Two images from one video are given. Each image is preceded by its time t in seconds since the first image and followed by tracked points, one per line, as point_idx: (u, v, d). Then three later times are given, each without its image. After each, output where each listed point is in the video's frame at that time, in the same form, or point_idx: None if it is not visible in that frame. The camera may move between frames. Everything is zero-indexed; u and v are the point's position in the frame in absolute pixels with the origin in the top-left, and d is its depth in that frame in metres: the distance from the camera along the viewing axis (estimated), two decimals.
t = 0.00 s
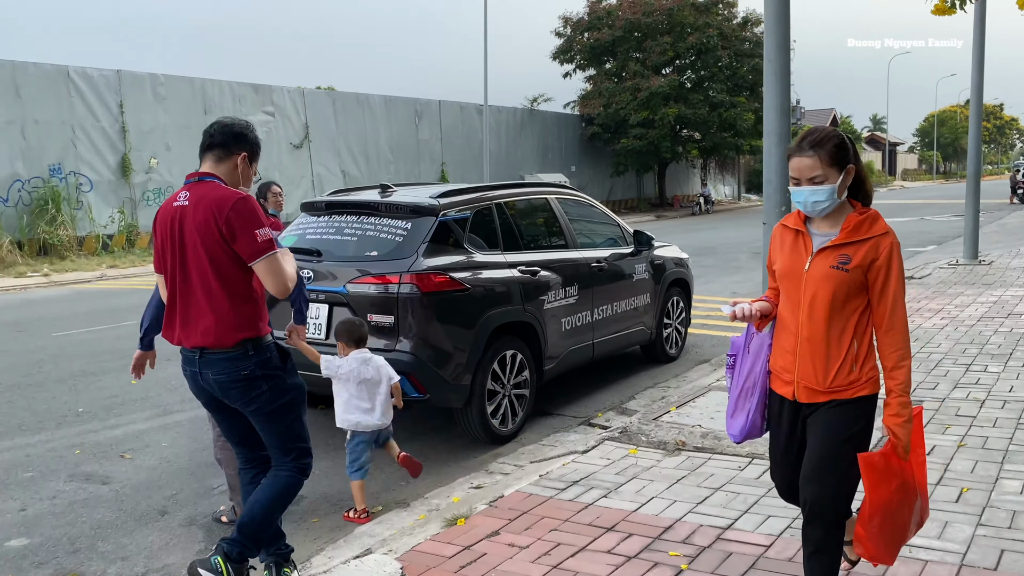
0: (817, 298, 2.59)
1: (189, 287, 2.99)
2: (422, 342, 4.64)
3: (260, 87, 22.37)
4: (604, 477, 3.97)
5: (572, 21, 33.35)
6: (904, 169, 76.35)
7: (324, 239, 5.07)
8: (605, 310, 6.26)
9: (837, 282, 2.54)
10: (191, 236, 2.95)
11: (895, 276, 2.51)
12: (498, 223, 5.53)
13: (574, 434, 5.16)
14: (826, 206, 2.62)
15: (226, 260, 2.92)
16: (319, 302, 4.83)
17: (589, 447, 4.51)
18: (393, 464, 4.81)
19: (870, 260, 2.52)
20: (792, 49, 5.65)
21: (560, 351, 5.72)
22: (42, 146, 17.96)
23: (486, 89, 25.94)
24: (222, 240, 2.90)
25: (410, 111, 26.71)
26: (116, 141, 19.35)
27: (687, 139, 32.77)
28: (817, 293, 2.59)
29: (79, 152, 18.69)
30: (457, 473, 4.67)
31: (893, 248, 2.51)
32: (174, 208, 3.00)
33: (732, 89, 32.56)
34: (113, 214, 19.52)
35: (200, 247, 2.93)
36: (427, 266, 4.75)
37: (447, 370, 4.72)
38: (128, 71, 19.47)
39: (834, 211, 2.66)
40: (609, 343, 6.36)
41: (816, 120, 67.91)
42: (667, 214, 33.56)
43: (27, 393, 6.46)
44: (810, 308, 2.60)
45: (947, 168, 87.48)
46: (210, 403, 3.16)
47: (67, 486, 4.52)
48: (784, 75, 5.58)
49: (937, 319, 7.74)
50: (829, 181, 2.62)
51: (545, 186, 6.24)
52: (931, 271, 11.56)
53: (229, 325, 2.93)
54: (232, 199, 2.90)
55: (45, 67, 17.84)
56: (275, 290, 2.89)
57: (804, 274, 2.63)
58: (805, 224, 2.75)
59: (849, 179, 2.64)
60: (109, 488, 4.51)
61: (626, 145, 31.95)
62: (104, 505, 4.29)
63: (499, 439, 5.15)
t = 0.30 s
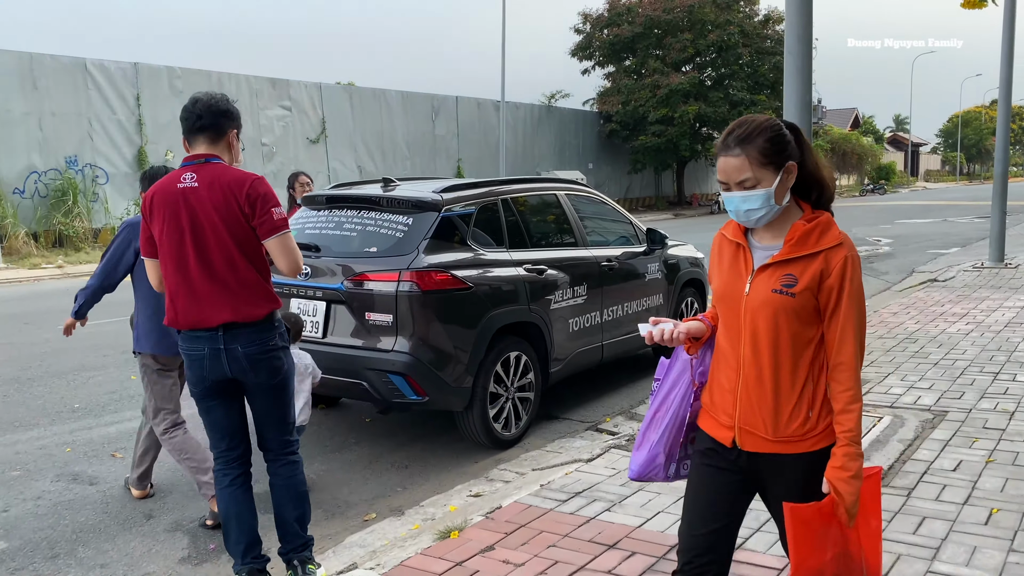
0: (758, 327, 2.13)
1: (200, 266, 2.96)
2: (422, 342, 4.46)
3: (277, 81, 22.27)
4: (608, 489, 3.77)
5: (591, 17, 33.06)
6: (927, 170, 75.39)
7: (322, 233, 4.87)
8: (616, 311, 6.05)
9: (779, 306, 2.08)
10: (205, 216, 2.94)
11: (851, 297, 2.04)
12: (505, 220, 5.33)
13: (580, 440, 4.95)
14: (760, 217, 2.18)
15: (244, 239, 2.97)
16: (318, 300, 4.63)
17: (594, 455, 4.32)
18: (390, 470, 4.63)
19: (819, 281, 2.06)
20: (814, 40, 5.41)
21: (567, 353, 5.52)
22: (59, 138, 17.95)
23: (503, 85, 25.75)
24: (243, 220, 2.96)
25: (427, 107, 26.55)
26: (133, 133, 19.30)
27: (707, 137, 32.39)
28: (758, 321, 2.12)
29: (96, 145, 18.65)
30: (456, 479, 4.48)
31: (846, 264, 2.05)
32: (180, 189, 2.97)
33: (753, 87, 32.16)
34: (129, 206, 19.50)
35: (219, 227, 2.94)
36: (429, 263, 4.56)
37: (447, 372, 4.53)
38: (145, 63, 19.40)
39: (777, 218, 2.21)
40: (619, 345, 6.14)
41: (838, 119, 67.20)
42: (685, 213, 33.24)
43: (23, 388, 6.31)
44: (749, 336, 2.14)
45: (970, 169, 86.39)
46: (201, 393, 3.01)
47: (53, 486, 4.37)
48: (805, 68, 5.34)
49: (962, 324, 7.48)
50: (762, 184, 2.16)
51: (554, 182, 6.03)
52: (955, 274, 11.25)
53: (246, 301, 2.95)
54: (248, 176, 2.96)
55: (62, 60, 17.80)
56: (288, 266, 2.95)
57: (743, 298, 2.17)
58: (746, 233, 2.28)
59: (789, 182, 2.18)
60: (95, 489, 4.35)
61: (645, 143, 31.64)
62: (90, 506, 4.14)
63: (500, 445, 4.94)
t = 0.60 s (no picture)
0: (617, 375, 1.75)
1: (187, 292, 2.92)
2: (419, 352, 4.28)
3: (294, 82, 22.23)
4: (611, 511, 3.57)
5: (613, 18, 32.79)
6: (954, 173, 74.29)
7: (320, 238, 4.71)
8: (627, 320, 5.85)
9: (645, 347, 1.71)
10: (192, 242, 2.92)
11: (731, 342, 1.69)
12: (510, 226, 5.14)
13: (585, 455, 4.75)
14: (626, 235, 1.81)
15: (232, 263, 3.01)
16: (312, 307, 4.48)
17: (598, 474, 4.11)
18: (387, 484, 4.46)
19: (694, 319, 1.70)
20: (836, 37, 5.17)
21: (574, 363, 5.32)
22: (77, 139, 17.99)
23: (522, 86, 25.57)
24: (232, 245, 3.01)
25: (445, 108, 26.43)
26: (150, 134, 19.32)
27: (728, 139, 32.01)
28: (618, 368, 1.75)
29: (113, 146, 18.68)
30: (454, 496, 4.30)
31: (727, 300, 1.69)
32: (159, 215, 2.90)
33: (776, 88, 31.71)
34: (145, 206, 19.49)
35: (212, 253, 2.95)
36: (428, 270, 4.37)
37: (445, 385, 4.35)
38: (163, 64, 19.42)
39: (647, 238, 1.86)
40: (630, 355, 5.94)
41: (862, 122, 66.51)
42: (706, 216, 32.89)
43: (24, 393, 6.22)
44: (609, 386, 1.76)
45: (998, 172, 85.13)
46: (168, 411, 2.93)
47: (39, 498, 4.23)
48: (826, 67, 5.11)
49: (990, 335, 7.19)
50: (631, 195, 1.80)
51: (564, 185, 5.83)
52: (983, 281, 10.92)
53: (228, 319, 2.97)
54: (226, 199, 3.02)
55: (81, 61, 17.87)
56: (267, 286, 3.08)
57: (602, 337, 1.79)
58: (609, 256, 1.93)
59: (665, 193, 1.84)
60: (82, 502, 4.20)
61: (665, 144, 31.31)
62: (74, 520, 4.00)
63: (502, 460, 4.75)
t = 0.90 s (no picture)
0: (382, 470, 1.45)
1: (108, 360, 2.89)
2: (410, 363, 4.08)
3: (303, 87, 22.14)
4: (610, 533, 3.34)
5: (624, 23, 32.61)
6: (971, 178, 73.57)
7: (310, 243, 4.52)
8: (633, 327, 5.63)
9: (413, 432, 1.41)
10: (112, 309, 2.89)
11: (524, 423, 1.40)
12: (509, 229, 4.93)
13: (588, 471, 4.51)
14: (396, 269, 1.57)
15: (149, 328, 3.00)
16: (301, 316, 4.30)
17: (598, 492, 3.87)
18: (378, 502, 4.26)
19: (475, 396, 1.41)
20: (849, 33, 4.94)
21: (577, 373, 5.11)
22: (84, 145, 17.96)
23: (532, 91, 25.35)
24: (149, 310, 3.01)
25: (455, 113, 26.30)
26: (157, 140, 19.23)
27: (741, 143, 31.70)
28: (383, 460, 1.45)
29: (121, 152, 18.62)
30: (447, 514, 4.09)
31: (520, 367, 1.41)
32: (79, 285, 2.84)
33: (789, 91, 31.36)
34: (152, 212, 19.31)
35: (132, 319, 2.94)
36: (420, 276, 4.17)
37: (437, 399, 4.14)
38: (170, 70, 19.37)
39: (430, 273, 1.61)
40: (636, 363, 5.72)
41: (877, 126, 66.04)
42: (719, 221, 32.58)
43: (13, 403, 6.07)
44: (375, 480, 1.46)
45: (1015, 176, 84.23)
46: (71, 464, 2.88)
47: (14, 515, 4.05)
48: (839, 63, 4.88)
49: (1013, 342, 6.90)
50: (400, 217, 1.53)
51: (566, 188, 5.62)
52: (1004, 287, 10.60)
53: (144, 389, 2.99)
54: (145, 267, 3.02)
55: (88, 66, 17.85)
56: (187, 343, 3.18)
57: (369, 416, 1.51)
58: (400, 302, 1.71)
59: (453, 215, 1.57)
60: (57, 520, 4.02)
61: (677, 149, 31.03)
62: (46, 540, 3.81)
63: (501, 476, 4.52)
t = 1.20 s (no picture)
0: None
1: None
2: (388, 380, 3.85)
3: (301, 93, 21.98)
4: (594, 565, 3.12)
5: (625, 29, 32.52)
6: (975, 184, 73.27)
7: (283, 253, 4.31)
8: (626, 339, 5.40)
9: None
10: None
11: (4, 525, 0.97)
12: (495, 237, 4.71)
13: (577, 493, 4.28)
14: None
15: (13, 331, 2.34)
16: (271, 329, 4.09)
17: (585, 517, 3.63)
18: (352, 526, 4.03)
19: None
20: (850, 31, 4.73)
21: (568, 389, 4.88)
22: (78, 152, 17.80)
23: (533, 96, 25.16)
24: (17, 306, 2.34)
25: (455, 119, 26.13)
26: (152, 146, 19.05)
27: (743, 149, 31.50)
28: None
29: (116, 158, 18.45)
30: (425, 541, 3.85)
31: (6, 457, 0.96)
32: None
33: (792, 97, 31.11)
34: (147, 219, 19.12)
35: None
36: (398, 287, 3.94)
37: (415, 415, 3.91)
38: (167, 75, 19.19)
39: None
40: (630, 377, 5.49)
41: (880, 132, 65.94)
42: (721, 227, 32.34)
43: None
44: None
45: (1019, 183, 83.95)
46: None
47: None
48: (841, 63, 4.66)
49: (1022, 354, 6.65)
50: None
51: (556, 195, 5.41)
52: (1010, 295, 10.34)
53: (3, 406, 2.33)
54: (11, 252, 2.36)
55: (83, 73, 17.70)
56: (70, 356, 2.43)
57: None
58: None
59: None
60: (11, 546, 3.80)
61: (679, 156, 30.81)
62: None
63: (484, 497, 4.28)
